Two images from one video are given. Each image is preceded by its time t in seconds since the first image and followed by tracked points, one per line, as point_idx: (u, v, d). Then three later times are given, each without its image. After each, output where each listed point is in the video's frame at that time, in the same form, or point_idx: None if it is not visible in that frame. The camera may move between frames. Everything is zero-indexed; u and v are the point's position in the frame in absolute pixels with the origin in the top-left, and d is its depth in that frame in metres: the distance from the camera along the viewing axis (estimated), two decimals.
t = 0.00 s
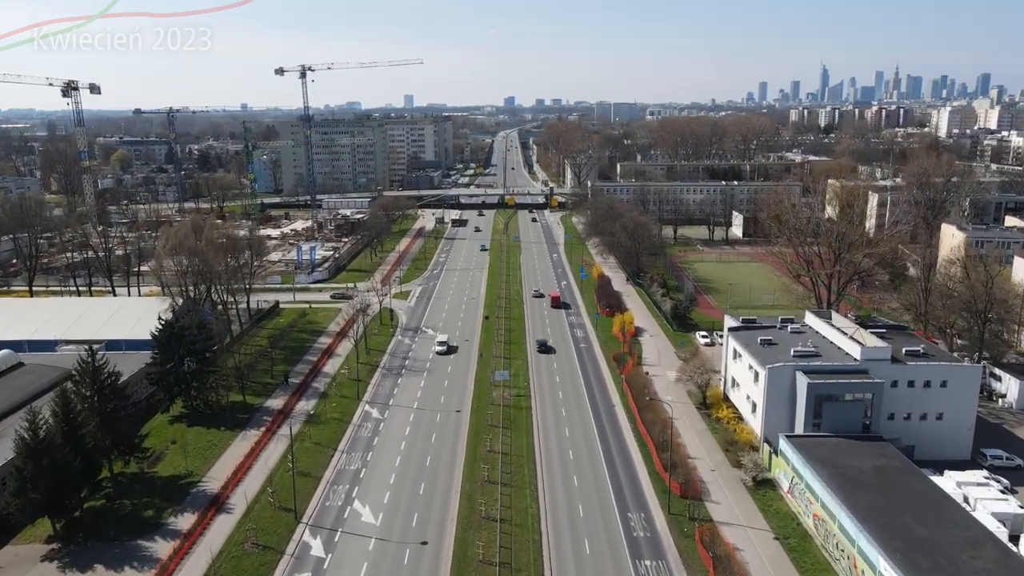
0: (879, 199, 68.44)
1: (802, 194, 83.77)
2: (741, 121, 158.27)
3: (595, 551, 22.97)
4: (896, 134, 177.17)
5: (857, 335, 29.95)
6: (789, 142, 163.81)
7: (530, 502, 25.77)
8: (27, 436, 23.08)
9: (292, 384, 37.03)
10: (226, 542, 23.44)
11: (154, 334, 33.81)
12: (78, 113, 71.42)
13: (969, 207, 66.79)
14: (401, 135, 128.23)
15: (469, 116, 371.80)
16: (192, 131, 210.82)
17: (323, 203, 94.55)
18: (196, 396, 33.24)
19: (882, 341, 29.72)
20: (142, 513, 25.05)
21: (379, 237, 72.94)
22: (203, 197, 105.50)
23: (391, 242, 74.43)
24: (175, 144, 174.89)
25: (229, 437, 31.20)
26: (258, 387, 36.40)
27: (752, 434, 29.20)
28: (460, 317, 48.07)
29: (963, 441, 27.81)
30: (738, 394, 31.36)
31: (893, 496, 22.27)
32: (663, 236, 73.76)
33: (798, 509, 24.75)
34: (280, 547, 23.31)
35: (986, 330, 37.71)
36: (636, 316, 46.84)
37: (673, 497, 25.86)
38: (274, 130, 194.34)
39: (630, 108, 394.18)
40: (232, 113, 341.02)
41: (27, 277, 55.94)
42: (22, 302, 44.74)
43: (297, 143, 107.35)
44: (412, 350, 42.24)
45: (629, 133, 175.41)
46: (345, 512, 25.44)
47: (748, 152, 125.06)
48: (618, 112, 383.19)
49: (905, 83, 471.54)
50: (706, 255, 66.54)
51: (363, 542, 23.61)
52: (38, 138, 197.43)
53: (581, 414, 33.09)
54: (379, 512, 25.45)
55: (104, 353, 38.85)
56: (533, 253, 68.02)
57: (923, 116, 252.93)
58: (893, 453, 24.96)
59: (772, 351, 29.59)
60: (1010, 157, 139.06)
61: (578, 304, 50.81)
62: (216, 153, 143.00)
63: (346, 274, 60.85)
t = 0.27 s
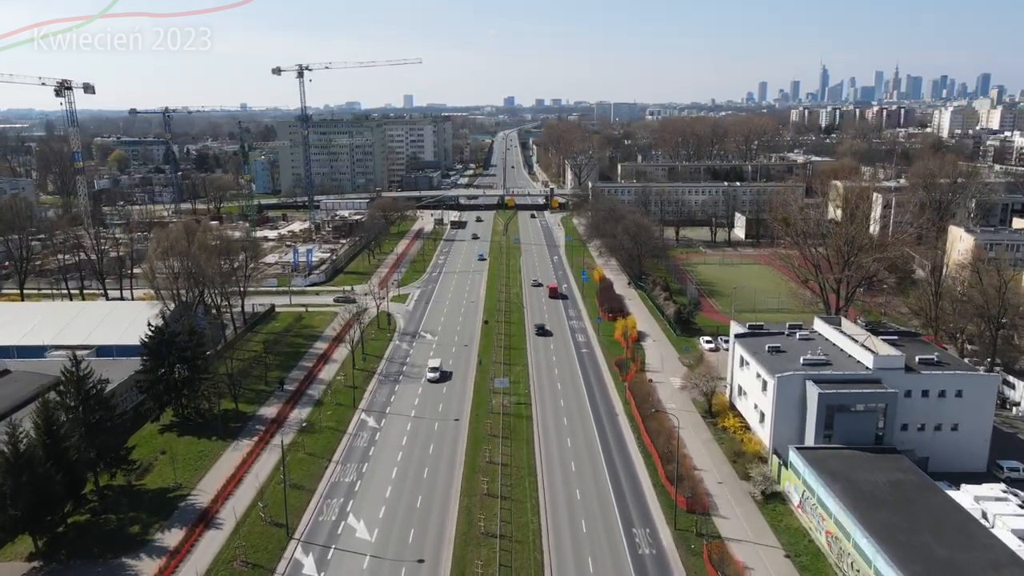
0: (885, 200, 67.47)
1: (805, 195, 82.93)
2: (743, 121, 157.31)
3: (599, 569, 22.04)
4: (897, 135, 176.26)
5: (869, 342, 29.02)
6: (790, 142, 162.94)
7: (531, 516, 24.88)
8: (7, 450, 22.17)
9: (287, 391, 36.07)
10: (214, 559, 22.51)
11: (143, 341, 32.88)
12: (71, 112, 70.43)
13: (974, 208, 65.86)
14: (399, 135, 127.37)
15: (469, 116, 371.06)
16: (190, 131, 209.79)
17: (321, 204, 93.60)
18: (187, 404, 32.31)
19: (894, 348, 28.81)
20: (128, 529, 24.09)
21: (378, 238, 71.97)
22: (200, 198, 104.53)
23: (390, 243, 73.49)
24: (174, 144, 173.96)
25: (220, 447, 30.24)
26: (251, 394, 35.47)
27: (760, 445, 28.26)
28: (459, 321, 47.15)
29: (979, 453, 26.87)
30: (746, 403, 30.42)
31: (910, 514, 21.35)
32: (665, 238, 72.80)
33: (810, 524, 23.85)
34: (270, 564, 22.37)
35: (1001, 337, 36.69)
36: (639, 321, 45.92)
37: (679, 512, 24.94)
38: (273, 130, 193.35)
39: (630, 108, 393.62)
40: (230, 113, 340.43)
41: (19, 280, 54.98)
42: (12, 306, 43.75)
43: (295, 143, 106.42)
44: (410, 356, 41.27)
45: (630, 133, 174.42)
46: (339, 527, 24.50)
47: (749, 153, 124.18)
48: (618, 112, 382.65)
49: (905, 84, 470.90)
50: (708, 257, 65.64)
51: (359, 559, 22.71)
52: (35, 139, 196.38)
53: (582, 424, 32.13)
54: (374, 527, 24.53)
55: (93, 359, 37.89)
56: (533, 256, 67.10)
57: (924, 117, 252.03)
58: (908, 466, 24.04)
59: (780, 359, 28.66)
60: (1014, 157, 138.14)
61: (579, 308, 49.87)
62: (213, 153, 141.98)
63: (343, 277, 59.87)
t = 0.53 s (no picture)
0: (890, 201, 66.58)
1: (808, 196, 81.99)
2: (744, 121, 156.40)
3: None
4: (899, 135, 175.45)
5: (880, 350, 28.10)
6: (791, 142, 162.07)
7: (531, 531, 23.95)
8: None
9: (281, 398, 35.13)
10: None
11: (132, 348, 31.94)
12: (64, 112, 69.52)
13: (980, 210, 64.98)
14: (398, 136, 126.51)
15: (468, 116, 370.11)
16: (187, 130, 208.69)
17: (319, 205, 92.68)
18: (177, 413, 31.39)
19: (907, 356, 27.89)
20: (112, 545, 23.15)
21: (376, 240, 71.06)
22: (196, 198, 103.56)
23: (388, 245, 72.56)
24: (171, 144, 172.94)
25: (211, 458, 29.28)
26: (244, 402, 34.52)
27: (768, 457, 27.33)
28: (458, 325, 46.21)
29: (995, 465, 25.94)
30: (753, 413, 29.49)
31: (928, 532, 20.41)
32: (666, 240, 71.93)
33: (821, 541, 22.91)
34: None
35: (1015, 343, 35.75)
36: (642, 325, 45.00)
37: (685, 527, 24.00)
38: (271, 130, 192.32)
39: (630, 108, 392.88)
40: (229, 113, 339.47)
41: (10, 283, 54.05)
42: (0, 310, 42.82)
43: (293, 144, 105.48)
44: (408, 361, 40.32)
45: (630, 133, 173.57)
46: (332, 543, 23.57)
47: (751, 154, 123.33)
48: (618, 112, 381.72)
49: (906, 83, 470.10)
50: (711, 259, 64.72)
51: None
52: (32, 138, 195.37)
53: (585, 434, 31.20)
54: (369, 542, 23.61)
55: (83, 365, 36.98)
56: (533, 258, 66.18)
57: (924, 117, 251.20)
58: (924, 480, 23.09)
59: (789, 368, 27.73)
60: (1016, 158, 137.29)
61: (580, 311, 48.94)
62: (211, 154, 141.03)
63: (340, 279, 58.96)
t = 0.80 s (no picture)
0: (895, 202, 65.67)
1: (811, 197, 81.11)
2: (745, 121, 155.47)
3: None
4: (900, 135, 174.60)
5: (892, 358, 27.20)
6: (793, 142, 161.19)
7: (532, 548, 23.03)
8: None
9: (274, 406, 34.21)
10: None
11: (121, 355, 31.01)
12: (58, 112, 68.56)
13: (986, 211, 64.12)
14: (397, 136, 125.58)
15: (468, 116, 369.30)
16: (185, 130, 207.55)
17: (317, 206, 91.73)
18: (166, 422, 30.47)
19: (921, 365, 26.98)
20: (96, 563, 22.23)
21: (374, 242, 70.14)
22: (193, 199, 102.58)
23: (386, 247, 71.61)
24: (169, 144, 171.91)
25: (201, 469, 28.37)
26: (236, 410, 33.59)
27: (777, 469, 26.41)
28: (456, 330, 45.29)
29: (1013, 478, 25.03)
30: (761, 422, 28.57)
31: (948, 551, 19.49)
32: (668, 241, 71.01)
33: (834, 559, 22.00)
34: None
35: None
36: (644, 330, 44.09)
37: (692, 543, 23.08)
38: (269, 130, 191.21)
39: (629, 108, 391.98)
40: (228, 112, 338.43)
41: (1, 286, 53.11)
42: None
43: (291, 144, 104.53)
44: (405, 367, 39.40)
45: (630, 133, 172.67)
46: (325, 560, 22.64)
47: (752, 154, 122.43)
48: (618, 112, 380.75)
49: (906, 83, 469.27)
50: (714, 261, 63.86)
51: None
52: (29, 138, 194.30)
53: (587, 444, 30.28)
54: (364, 559, 22.70)
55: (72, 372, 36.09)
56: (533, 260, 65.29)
57: (925, 117, 250.38)
58: (941, 495, 22.19)
59: (799, 376, 26.80)
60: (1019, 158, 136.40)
61: (581, 315, 48.03)
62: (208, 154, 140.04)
63: (338, 282, 58.02)
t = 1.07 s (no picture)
0: (900, 204, 64.78)
1: (815, 198, 80.22)
2: (746, 121, 154.59)
3: None
4: (902, 135, 173.75)
5: (906, 367, 26.33)
6: (794, 142, 160.38)
7: (534, 566, 22.08)
8: None
9: (268, 415, 33.26)
10: None
11: (109, 363, 30.08)
12: (50, 112, 67.60)
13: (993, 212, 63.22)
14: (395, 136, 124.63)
15: (467, 116, 368.49)
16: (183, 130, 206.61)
17: (315, 207, 90.81)
18: (155, 433, 29.53)
19: (935, 374, 26.06)
20: None
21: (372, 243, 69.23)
22: (190, 200, 101.64)
23: (385, 248, 70.70)
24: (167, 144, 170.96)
25: (190, 481, 27.40)
26: (228, 419, 32.66)
27: (787, 482, 25.47)
28: (455, 335, 44.35)
29: None
30: (769, 433, 27.63)
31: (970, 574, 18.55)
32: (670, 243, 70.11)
33: None
34: None
35: None
36: (647, 335, 43.17)
37: (700, 562, 22.14)
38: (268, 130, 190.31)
39: (629, 108, 391.24)
40: (227, 112, 337.70)
41: None
42: None
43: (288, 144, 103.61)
44: (402, 374, 38.45)
45: (630, 133, 171.79)
46: None
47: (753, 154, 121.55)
48: (617, 112, 380.17)
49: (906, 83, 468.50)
50: (716, 263, 63.00)
51: None
52: (26, 138, 193.42)
53: (590, 455, 29.33)
54: None
55: (61, 378, 35.22)
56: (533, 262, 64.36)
57: (926, 117, 249.60)
58: (960, 513, 21.26)
59: (809, 386, 25.90)
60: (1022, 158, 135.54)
61: (582, 320, 47.10)
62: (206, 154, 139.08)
63: (335, 285, 57.09)
